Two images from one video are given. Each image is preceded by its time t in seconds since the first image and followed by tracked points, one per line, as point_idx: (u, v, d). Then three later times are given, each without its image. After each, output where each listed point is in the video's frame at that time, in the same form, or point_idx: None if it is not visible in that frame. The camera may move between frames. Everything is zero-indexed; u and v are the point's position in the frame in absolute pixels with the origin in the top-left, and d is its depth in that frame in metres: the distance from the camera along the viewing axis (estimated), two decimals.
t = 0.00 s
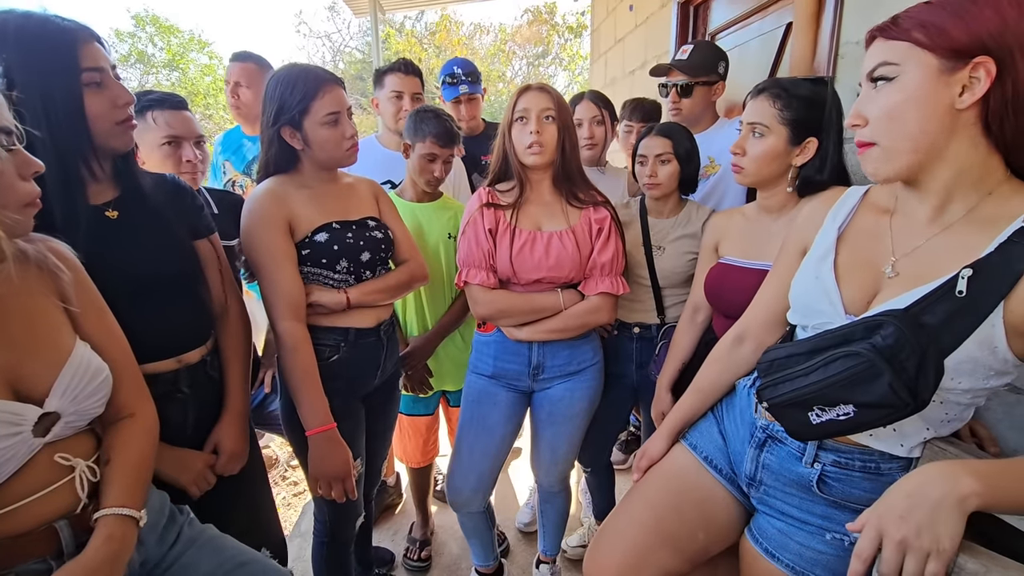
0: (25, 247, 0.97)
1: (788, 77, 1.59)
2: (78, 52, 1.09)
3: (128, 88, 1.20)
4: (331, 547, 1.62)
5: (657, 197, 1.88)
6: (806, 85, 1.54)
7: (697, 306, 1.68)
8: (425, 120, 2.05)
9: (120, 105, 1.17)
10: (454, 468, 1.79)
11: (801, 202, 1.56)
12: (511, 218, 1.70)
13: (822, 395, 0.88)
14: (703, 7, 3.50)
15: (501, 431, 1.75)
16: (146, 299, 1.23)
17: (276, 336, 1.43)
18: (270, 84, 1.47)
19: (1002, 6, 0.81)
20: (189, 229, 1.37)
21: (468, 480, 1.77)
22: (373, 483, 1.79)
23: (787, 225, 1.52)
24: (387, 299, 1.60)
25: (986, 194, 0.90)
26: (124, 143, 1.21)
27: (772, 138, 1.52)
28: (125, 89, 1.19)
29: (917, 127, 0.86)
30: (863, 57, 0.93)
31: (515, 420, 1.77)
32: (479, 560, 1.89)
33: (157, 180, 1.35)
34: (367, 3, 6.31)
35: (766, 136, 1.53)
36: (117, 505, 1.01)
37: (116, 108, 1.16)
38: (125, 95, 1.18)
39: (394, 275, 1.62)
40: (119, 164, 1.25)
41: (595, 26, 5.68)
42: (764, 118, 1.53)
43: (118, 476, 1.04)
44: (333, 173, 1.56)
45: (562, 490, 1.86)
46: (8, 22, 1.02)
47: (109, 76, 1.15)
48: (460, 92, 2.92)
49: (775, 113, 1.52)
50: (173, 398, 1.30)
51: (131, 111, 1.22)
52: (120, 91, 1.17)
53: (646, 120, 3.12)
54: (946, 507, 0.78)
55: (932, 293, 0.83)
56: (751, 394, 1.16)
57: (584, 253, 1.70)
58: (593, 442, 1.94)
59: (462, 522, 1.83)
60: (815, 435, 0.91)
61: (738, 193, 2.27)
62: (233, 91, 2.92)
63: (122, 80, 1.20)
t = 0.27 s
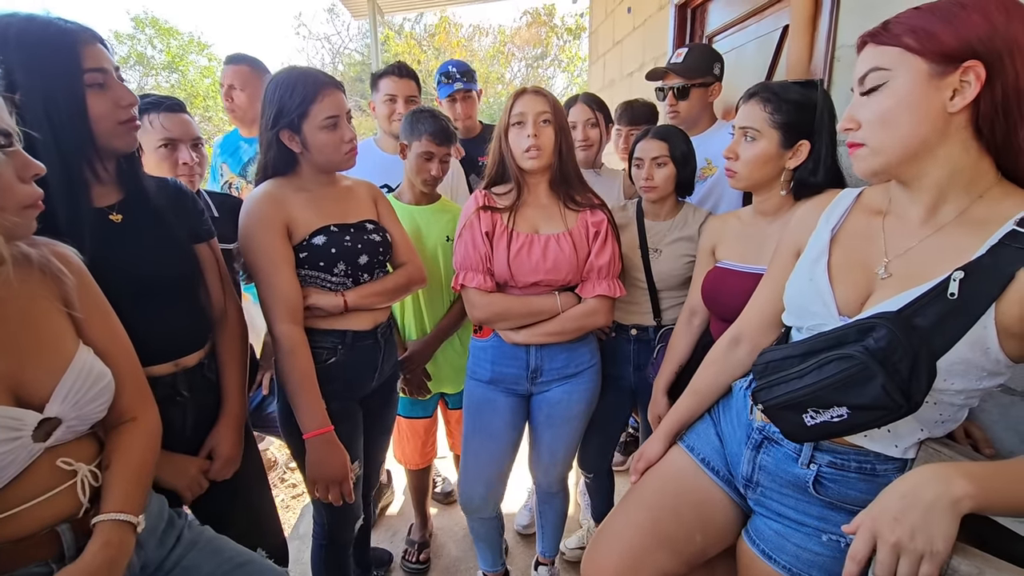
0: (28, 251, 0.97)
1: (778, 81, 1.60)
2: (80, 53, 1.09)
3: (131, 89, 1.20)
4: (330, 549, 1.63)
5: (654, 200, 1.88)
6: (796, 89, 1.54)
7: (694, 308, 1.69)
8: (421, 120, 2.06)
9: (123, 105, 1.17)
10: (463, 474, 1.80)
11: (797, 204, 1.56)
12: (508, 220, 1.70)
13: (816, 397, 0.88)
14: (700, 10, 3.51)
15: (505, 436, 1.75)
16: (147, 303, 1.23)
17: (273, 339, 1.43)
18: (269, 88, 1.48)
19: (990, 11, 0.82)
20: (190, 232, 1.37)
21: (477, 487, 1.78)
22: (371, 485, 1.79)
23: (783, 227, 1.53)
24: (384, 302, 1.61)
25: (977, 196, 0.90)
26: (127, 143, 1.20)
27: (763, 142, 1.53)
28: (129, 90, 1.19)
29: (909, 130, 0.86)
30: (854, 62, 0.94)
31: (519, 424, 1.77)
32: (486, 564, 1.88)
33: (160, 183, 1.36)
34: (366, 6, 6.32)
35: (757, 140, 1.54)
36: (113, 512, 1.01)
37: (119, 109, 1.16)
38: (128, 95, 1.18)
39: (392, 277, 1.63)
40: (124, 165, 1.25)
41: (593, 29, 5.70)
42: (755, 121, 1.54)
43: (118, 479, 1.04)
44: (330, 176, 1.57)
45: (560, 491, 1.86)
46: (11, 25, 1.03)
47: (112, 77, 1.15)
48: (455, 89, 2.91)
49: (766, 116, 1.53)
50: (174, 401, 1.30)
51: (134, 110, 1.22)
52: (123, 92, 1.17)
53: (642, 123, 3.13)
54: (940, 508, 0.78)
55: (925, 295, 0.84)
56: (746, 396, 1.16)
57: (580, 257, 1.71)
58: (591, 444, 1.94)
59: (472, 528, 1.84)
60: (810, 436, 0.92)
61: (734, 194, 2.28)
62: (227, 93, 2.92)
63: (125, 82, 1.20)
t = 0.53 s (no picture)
0: (29, 255, 0.97)
1: (778, 81, 1.60)
2: (84, 57, 1.09)
3: (135, 93, 1.20)
4: (330, 550, 1.62)
5: (653, 202, 1.88)
6: (796, 89, 1.54)
7: (694, 310, 1.69)
8: (417, 119, 2.06)
9: (127, 108, 1.17)
10: (470, 478, 1.80)
11: (797, 205, 1.56)
12: (507, 222, 1.70)
13: (817, 398, 0.88)
14: (700, 10, 3.52)
15: (507, 438, 1.75)
16: (147, 304, 1.23)
17: (271, 341, 1.43)
18: (270, 90, 1.47)
19: (989, 12, 0.82)
20: (190, 233, 1.37)
21: (486, 491, 1.78)
22: (371, 486, 1.79)
23: (783, 228, 1.52)
24: (383, 304, 1.60)
25: (977, 196, 0.90)
26: (129, 146, 1.20)
27: (763, 143, 1.53)
28: (132, 93, 1.19)
29: (908, 130, 0.86)
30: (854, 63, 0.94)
31: (520, 425, 1.77)
32: (490, 568, 1.88)
33: (160, 185, 1.36)
34: (365, 7, 6.32)
35: (758, 141, 1.54)
36: (114, 513, 1.01)
37: (122, 113, 1.16)
38: (131, 100, 1.18)
39: (391, 279, 1.62)
40: (125, 168, 1.25)
41: (593, 29, 5.70)
42: (756, 122, 1.54)
43: (117, 482, 1.04)
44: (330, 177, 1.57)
45: (561, 493, 1.86)
46: (17, 27, 1.03)
47: (115, 81, 1.15)
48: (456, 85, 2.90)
49: (766, 117, 1.53)
50: (172, 403, 1.30)
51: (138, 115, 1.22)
52: (126, 95, 1.17)
53: (641, 124, 3.13)
54: (941, 509, 0.78)
55: (926, 295, 0.84)
56: (747, 397, 1.16)
57: (579, 259, 1.71)
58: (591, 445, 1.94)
59: (479, 532, 1.85)
60: (811, 437, 0.92)
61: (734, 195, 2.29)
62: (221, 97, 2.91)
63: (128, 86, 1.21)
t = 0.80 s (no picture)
0: (32, 256, 0.97)
1: (778, 82, 1.60)
2: (87, 59, 1.10)
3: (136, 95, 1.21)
4: (331, 550, 1.62)
5: (653, 202, 1.88)
6: (796, 90, 1.54)
7: (694, 311, 1.69)
8: (415, 118, 2.06)
9: (127, 111, 1.17)
10: (462, 475, 1.79)
11: (798, 206, 1.56)
12: (506, 223, 1.70)
13: (819, 397, 0.88)
14: (700, 11, 3.52)
15: (503, 437, 1.75)
16: (148, 305, 1.23)
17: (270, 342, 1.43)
18: (270, 91, 1.47)
19: (990, 12, 0.82)
20: (189, 234, 1.37)
21: (478, 488, 1.77)
22: (371, 486, 1.79)
23: (783, 228, 1.53)
24: (382, 305, 1.60)
25: (977, 197, 0.90)
26: (130, 149, 1.21)
27: (764, 144, 1.53)
28: (133, 96, 1.19)
29: (908, 131, 0.86)
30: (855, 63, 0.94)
31: (516, 426, 1.77)
32: (483, 566, 1.89)
33: (160, 187, 1.36)
34: (365, 8, 6.31)
35: (758, 142, 1.54)
36: (117, 514, 1.01)
37: (123, 116, 1.16)
38: (132, 102, 1.18)
39: (391, 280, 1.62)
40: (124, 170, 1.26)
41: (594, 29, 5.70)
42: (756, 123, 1.54)
43: (118, 484, 1.04)
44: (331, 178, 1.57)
45: (561, 494, 1.86)
46: (20, 28, 1.04)
47: (117, 84, 1.16)
48: (454, 81, 2.89)
49: (767, 118, 1.53)
50: (172, 403, 1.30)
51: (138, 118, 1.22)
52: (127, 98, 1.17)
53: (640, 124, 3.14)
54: (941, 509, 0.78)
55: (926, 295, 0.84)
56: (747, 397, 1.16)
57: (575, 263, 1.71)
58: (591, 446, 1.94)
59: (469, 531, 1.84)
60: (812, 437, 0.92)
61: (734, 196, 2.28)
62: (217, 98, 2.91)
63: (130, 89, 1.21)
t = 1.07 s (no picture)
0: (41, 255, 0.98)
1: (778, 81, 1.61)
2: (90, 61, 1.10)
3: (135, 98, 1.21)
4: (331, 550, 1.63)
5: (652, 202, 1.88)
6: (796, 89, 1.55)
7: (693, 310, 1.69)
8: (410, 118, 2.07)
9: (127, 114, 1.18)
10: (452, 470, 1.79)
11: (797, 205, 1.57)
12: (505, 223, 1.70)
13: (817, 395, 0.89)
14: (699, 11, 3.53)
15: (498, 435, 1.76)
16: (149, 304, 1.24)
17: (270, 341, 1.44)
18: (268, 91, 1.47)
19: (991, 12, 0.82)
20: (189, 235, 1.38)
21: (470, 484, 1.77)
22: (371, 485, 1.80)
23: (783, 227, 1.53)
24: (382, 304, 1.61)
25: (976, 196, 0.90)
26: (129, 150, 1.22)
27: (764, 143, 1.54)
28: (132, 99, 1.20)
29: (907, 130, 0.87)
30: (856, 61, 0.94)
31: (512, 424, 1.77)
32: (479, 563, 1.89)
33: (159, 187, 1.36)
34: (364, 8, 6.32)
35: (758, 141, 1.55)
36: (120, 517, 1.01)
37: (122, 117, 1.17)
38: (131, 104, 1.19)
39: (390, 280, 1.63)
40: (122, 171, 1.26)
41: (593, 28, 5.70)
42: (756, 122, 1.54)
43: (123, 485, 1.04)
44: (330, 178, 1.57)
45: (561, 496, 1.87)
46: (23, 29, 1.04)
47: (118, 86, 1.16)
48: (450, 79, 2.89)
49: (767, 117, 1.53)
50: (173, 403, 1.31)
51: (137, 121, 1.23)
52: (127, 100, 1.18)
53: (638, 124, 3.14)
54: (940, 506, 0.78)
55: (925, 294, 0.84)
56: (747, 395, 1.16)
57: (573, 266, 1.71)
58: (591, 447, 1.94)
59: (460, 526, 1.83)
60: (812, 435, 0.93)
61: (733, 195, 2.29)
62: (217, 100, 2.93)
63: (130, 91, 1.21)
